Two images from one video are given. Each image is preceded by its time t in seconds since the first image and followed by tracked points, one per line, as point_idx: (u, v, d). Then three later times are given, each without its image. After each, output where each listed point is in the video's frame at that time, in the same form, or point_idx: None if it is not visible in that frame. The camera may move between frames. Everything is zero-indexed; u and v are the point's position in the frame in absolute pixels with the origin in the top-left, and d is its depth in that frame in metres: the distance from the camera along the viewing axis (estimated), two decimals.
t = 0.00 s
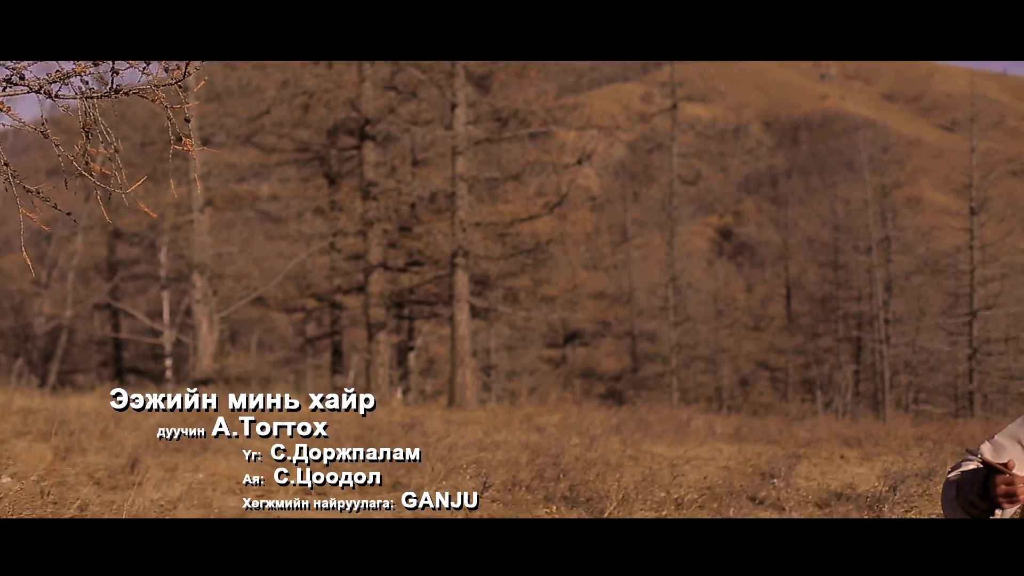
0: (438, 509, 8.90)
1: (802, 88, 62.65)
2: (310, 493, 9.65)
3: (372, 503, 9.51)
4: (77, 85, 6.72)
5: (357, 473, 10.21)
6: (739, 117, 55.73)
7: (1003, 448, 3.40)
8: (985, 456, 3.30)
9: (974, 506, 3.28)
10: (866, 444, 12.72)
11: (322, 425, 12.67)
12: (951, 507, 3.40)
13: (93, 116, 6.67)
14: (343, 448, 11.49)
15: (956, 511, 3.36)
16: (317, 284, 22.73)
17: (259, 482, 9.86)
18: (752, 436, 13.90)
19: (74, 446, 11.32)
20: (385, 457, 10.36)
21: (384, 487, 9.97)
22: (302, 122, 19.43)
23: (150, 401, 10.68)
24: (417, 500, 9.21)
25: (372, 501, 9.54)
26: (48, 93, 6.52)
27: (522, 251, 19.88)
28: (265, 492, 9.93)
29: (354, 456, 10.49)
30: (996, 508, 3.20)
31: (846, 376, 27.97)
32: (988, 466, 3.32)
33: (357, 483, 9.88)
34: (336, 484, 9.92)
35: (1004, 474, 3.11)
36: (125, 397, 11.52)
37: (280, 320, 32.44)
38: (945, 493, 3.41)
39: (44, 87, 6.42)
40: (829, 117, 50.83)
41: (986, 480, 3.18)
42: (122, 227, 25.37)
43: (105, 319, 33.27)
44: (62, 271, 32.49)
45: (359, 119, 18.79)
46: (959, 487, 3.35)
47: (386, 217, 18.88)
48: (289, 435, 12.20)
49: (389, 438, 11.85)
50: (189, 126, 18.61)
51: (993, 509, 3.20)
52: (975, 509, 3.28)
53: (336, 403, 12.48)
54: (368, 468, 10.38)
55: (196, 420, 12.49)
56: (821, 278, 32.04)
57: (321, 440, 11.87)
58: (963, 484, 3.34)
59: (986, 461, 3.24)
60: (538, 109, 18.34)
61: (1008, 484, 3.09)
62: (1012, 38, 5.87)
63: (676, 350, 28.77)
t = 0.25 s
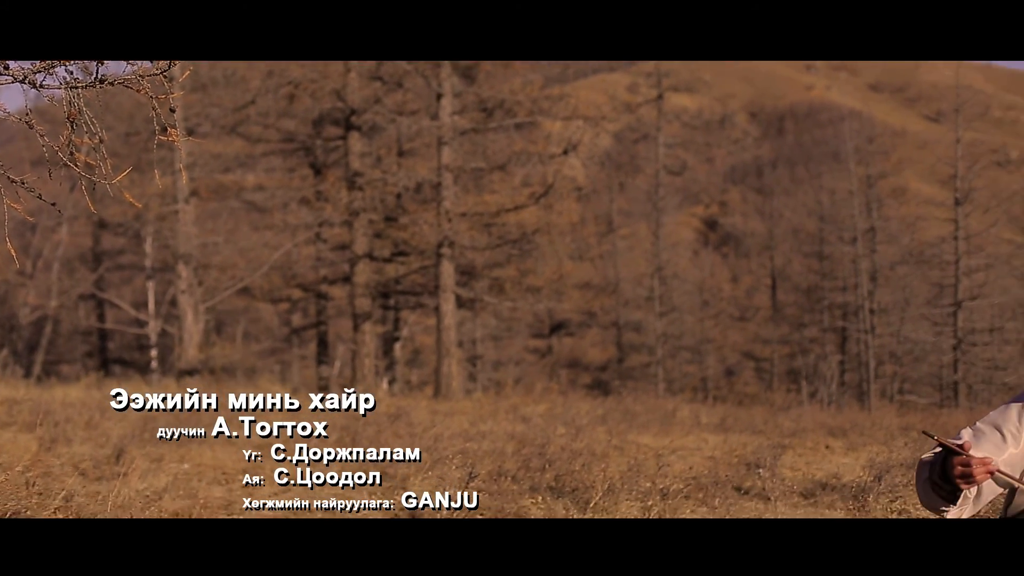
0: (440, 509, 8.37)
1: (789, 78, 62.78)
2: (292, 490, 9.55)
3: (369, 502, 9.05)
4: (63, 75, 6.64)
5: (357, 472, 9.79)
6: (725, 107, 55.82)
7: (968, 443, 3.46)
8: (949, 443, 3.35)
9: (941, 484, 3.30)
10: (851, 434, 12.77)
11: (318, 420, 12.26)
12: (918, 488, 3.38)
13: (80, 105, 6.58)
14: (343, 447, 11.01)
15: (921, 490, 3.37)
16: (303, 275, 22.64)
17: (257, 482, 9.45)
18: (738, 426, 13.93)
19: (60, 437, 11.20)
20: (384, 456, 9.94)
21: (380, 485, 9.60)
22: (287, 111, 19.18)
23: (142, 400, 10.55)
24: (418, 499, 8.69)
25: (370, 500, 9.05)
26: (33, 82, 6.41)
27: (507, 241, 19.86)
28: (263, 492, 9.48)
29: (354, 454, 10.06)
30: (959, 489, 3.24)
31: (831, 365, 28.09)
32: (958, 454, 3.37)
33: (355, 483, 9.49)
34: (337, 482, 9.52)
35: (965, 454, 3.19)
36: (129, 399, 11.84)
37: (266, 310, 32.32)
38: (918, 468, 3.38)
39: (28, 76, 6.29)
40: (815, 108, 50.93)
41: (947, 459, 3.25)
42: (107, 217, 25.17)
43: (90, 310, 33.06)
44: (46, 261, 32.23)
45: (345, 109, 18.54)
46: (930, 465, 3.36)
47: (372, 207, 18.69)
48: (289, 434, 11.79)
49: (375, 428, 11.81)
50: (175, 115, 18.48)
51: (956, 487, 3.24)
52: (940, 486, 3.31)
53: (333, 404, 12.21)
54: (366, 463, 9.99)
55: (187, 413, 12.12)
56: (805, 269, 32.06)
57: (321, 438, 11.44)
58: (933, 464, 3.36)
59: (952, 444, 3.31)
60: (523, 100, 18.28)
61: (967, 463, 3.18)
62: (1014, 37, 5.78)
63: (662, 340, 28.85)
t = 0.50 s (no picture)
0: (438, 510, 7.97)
1: (775, 69, 62.91)
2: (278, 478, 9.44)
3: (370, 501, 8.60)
4: (47, 65, 6.56)
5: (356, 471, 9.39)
6: (711, 97, 55.87)
7: (943, 428, 3.66)
8: (921, 428, 3.58)
9: (911, 466, 3.53)
10: (837, 424, 12.79)
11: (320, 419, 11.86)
12: (894, 472, 3.61)
13: (65, 95, 6.49)
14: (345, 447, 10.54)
15: (897, 475, 3.60)
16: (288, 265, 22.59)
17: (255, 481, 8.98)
18: (723, 417, 13.95)
19: (44, 428, 11.08)
20: (385, 455, 9.53)
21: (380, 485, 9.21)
22: (273, 102, 18.98)
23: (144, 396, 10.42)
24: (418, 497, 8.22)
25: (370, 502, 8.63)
26: (18, 72, 6.35)
27: (494, 232, 19.72)
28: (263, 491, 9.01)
29: (354, 454, 9.64)
30: (927, 471, 3.47)
31: (817, 356, 28.20)
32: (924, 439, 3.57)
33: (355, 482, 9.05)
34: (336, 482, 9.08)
35: (928, 436, 3.43)
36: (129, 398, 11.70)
37: (252, 301, 32.17)
38: (894, 453, 3.61)
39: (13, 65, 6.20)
40: (802, 98, 51.00)
41: (915, 442, 3.49)
42: (92, 208, 24.97)
43: (75, 302, 32.87)
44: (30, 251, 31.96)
45: (330, 99, 18.21)
46: (903, 449, 3.59)
47: (357, 197, 18.68)
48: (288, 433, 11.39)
49: (360, 418, 11.75)
50: (160, 106, 18.43)
51: (925, 470, 3.47)
52: (912, 470, 3.54)
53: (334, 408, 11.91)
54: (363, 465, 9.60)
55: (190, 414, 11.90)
56: (791, 260, 32.12)
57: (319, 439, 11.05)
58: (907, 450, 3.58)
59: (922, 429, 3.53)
60: (509, 90, 18.19)
61: (930, 445, 3.41)
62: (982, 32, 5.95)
63: (647, 331, 28.88)
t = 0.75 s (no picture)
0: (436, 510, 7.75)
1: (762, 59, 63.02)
2: (266, 471, 9.36)
3: (367, 500, 8.36)
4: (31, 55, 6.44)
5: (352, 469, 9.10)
6: (697, 88, 55.92)
7: (924, 411, 3.71)
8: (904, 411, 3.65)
9: (891, 445, 3.59)
10: (823, 415, 12.83)
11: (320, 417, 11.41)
12: (879, 454, 3.69)
13: (50, 86, 6.39)
14: (345, 447, 10.02)
15: (881, 456, 3.68)
16: (274, 256, 22.50)
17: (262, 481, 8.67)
18: (710, 407, 13.97)
19: (30, 419, 10.97)
20: (385, 455, 9.13)
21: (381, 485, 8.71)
22: (260, 93, 18.91)
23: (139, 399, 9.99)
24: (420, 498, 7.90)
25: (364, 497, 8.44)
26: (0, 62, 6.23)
27: (480, 222, 19.68)
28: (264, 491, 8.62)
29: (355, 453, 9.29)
30: (901, 445, 3.54)
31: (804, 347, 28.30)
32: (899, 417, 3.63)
33: (355, 482, 8.67)
34: (334, 482, 8.73)
35: (898, 409, 3.49)
36: (129, 397, 11.59)
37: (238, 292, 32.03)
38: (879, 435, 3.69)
39: None
40: (788, 89, 51.05)
41: (891, 418, 3.56)
42: (77, 199, 24.79)
43: (61, 293, 32.68)
44: (15, 242, 31.70)
45: (317, 90, 18.33)
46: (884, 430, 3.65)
47: (344, 188, 18.72)
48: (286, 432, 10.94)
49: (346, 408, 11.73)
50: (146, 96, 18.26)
51: (898, 445, 3.54)
52: (890, 448, 3.61)
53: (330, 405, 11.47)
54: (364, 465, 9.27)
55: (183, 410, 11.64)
56: (777, 251, 32.19)
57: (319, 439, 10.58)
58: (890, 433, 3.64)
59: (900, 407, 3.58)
60: (496, 81, 18.10)
61: (897, 418, 3.48)
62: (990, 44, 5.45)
63: (634, 321, 28.91)
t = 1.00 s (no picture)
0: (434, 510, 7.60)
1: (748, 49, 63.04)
2: (251, 464, 9.30)
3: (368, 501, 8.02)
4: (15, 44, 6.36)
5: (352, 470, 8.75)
6: (683, 78, 55.91)
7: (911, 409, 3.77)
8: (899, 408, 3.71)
9: (889, 440, 3.65)
10: (809, 406, 12.84)
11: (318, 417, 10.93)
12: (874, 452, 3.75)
13: (35, 75, 6.30)
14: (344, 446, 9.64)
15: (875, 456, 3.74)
16: (260, 247, 22.40)
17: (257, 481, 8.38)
18: (696, 398, 13.97)
19: (15, 411, 10.88)
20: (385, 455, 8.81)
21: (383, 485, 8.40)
22: (245, 83, 18.86)
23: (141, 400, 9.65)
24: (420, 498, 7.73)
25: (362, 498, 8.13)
26: None
27: (466, 214, 19.66)
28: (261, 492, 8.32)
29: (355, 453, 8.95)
30: (904, 439, 3.58)
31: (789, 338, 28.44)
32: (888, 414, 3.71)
33: (354, 482, 8.33)
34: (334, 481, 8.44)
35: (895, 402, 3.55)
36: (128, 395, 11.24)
37: (225, 284, 31.88)
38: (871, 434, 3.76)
39: None
40: (774, 79, 51.09)
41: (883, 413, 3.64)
42: (62, 190, 24.59)
43: (46, 284, 32.48)
44: None
45: (303, 81, 18.15)
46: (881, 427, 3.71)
47: (330, 178, 18.59)
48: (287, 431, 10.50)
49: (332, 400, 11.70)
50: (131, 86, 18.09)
51: (900, 439, 3.59)
52: (888, 445, 3.66)
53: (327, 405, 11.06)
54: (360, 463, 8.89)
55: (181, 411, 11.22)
56: (763, 242, 32.25)
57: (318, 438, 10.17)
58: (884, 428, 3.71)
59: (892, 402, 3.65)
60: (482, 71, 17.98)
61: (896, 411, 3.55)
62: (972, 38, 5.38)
63: (620, 313, 28.94)
